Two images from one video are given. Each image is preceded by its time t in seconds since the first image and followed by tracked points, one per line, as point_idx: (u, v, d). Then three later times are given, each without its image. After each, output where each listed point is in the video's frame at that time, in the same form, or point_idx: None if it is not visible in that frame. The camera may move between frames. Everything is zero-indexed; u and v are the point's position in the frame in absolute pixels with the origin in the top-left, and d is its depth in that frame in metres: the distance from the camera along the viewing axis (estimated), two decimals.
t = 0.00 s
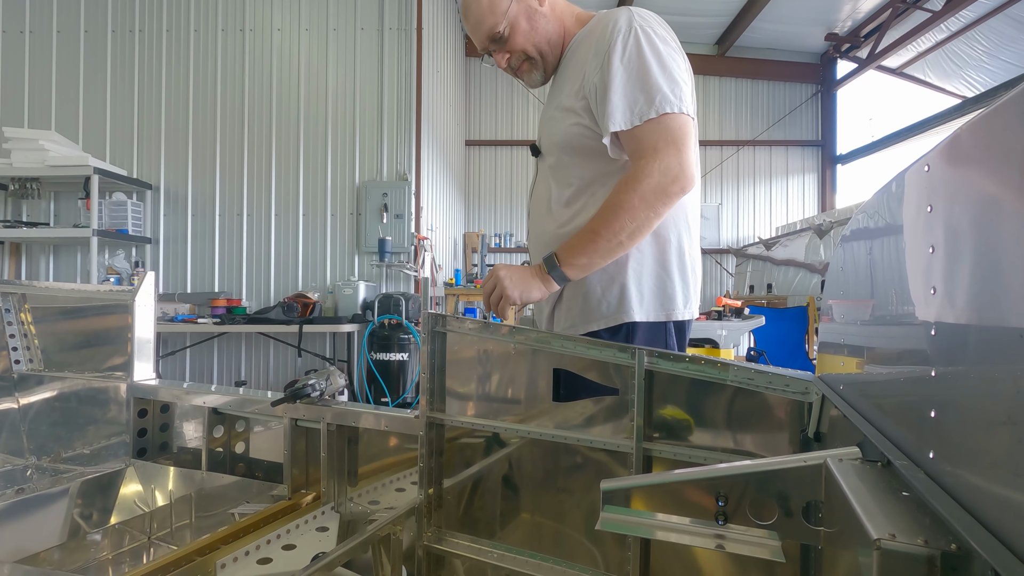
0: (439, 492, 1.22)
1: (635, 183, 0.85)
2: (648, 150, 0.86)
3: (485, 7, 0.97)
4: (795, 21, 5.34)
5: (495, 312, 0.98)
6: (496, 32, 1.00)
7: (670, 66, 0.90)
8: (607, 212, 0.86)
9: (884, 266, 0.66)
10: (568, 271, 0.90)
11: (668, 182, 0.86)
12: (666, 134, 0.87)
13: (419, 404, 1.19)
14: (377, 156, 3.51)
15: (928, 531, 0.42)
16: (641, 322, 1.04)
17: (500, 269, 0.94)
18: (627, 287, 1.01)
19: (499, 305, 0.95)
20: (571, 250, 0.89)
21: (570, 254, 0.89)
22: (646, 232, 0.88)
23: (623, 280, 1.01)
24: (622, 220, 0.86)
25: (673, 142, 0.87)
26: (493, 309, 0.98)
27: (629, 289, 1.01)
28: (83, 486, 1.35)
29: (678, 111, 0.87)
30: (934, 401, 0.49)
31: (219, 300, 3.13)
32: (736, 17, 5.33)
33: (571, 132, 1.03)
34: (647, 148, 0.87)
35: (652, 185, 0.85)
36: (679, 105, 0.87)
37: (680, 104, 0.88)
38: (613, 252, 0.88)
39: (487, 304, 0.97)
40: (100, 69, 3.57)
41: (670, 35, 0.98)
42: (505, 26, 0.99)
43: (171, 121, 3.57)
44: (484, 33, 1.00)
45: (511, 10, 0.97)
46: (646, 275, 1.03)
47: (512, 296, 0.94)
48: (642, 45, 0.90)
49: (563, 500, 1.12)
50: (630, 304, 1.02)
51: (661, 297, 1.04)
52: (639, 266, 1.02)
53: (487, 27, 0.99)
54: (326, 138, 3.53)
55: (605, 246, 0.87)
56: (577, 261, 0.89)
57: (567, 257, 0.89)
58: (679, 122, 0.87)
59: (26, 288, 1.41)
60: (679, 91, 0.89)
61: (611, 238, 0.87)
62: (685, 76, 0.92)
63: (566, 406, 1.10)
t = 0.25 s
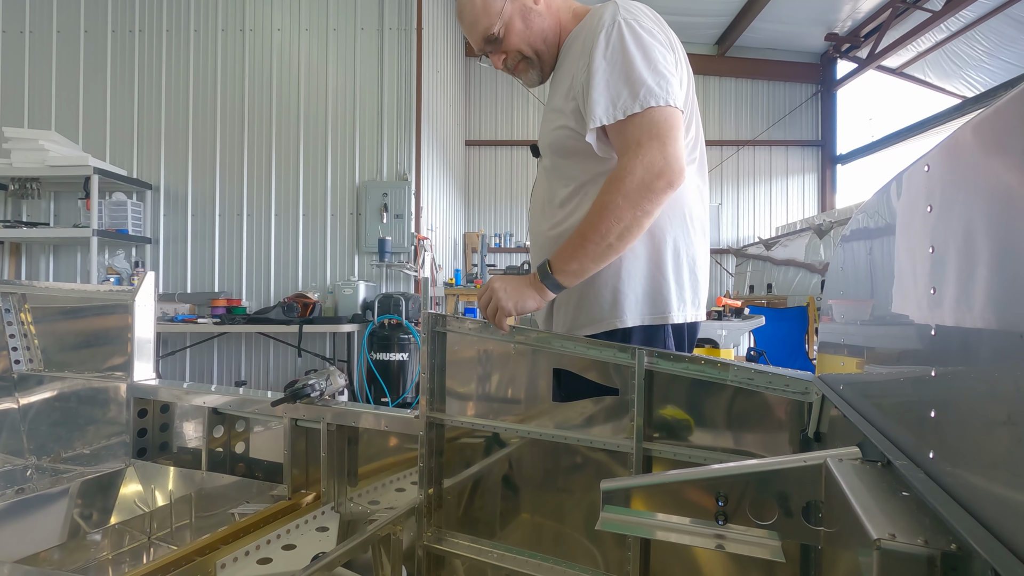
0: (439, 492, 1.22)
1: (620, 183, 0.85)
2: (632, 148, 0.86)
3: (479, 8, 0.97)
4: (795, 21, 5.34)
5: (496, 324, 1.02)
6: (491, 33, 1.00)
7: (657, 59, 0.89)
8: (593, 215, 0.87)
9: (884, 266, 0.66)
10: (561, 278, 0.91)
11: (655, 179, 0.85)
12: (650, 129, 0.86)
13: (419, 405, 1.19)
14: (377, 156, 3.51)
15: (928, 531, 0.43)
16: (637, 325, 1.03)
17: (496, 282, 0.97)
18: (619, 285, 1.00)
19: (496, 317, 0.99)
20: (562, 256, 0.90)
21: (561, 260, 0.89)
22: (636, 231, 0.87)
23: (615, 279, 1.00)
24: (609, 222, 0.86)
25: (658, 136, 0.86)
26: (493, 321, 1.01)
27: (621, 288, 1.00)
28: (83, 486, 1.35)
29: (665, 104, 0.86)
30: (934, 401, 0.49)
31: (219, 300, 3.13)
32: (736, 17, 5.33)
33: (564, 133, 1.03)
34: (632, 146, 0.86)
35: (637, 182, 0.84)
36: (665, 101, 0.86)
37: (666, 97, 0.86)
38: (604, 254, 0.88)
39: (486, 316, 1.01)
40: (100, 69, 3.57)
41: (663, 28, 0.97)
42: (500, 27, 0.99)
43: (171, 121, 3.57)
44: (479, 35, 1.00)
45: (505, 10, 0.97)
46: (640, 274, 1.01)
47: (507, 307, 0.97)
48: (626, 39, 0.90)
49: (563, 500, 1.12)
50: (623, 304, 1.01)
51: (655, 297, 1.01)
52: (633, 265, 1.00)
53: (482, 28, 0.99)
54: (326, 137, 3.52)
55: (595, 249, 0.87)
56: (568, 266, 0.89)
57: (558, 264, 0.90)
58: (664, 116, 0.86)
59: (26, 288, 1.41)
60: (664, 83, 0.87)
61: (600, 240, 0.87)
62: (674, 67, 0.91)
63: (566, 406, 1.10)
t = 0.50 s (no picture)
0: (439, 492, 1.22)
1: (619, 186, 0.85)
2: (630, 150, 0.86)
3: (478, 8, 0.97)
4: (795, 21, 5.34)
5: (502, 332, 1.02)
6: (491, 33, 1.00)
7: (654, 60, 0.89)
8: (593, 219, 0.87)
9: (884, 266, 0.66)
10: (562, 284, 0.91)
11: (654, 181, 0.85)
12: (648, 132, 0.86)
13: (419, 405, 1.19)
14: (377, 156, 3.51)
15: (928, 531, 0.43)
16: (635, 326, 1.03)
17: (499, 290, 0.98)
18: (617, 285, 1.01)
19: (502, 326, 0.99)
20: (562, 261, 0.90)
21: (562, 266, 0.90)
22: (636, 234, 0.87)
23: (612, 279, 1.00)
24: (609, 226, 0.86)
25: (657, 138, 0.86)
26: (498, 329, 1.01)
27: (619, 287, 1.00)
28: (83, 486, 1.35)
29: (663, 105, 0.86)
30: (935, 400, 0.49)
31: (219, 300, 3.12)
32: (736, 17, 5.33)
33: (562, 133, 1.03)
34: (630, 150, 0.86)
35: (636, 186, 0.84)
36: (663, 102, 0.86)
37: (663, 99, 0.86)
38: (604, 258, 0.88)
39: (492, 324, 1.01)
40: (99, 69, 3.57)
41: (661, 27, 0.96)
42: (500, 28, 0.99)
43: (171, 121, 3.57)
44: (479, 35, 1.00)
45: (505, 11, 0.97)
46: (638, 272, 1.01)
47: (512, 314, 0.97)
48: (624, 38, 0.89)
49: (563, 500, 1.12)
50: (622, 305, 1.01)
51: (653, 297, 1.02)
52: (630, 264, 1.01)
53: (483, 29, 0.99)
54: (326, 137, 3.52)
55: (596, 253, 0.87)
56: (568, 271, 0.89)
57: (559, 269, 0.90)
58: (662, 118, 0.86)
59: (26, 288, 1.41)
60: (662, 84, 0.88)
61: (601, 244, 0.87)
62: (673, 67, 0.90)
63: (566, 406, 1.10)
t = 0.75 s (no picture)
0: (439, 492, 1.22)
1: (626, 184, 0.85)
2: (637, 148, 0.86)
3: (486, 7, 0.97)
4: (795, 21, 5.34)
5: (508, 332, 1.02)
6: (496, 32, 1.00)
7: (662, 60, 0.89)
8: (600, 216, 0.87)
9: (884, 266, 0.66)
10: (568, 282, 0.91)
11: (660, 179, 0.85)
12: (655, 130, 0.86)
13: (419, 405, 1.19)
14: (377, 156, 3.51)
15: (928, 531, 0.43)
16: (638, 324, 1.03)
17: (503, 292, 0.98)
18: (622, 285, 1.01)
19: (508, 327, 0.99)
20: (569, 259, 0.90)
21: (569, 265, 0.89)
22: (641, 232, 0.87)
23: (617, 278, 1.00)
24: (616, 223, 0.86)
25: (663, 137, 0.86)
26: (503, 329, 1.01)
27: (624, 287, 1.00)
28: (82, 486, 1.35)
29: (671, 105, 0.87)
30: (934, 400, 0.49)
31: (219, 300, 3.12)
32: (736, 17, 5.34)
33: (567, 131, 1.03)
34: (637, 148, 0.86)
35: (643, 183, 0.85)
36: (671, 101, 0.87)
37: (671, 98, 0.87)
38: (611, 256, 0.88)
39: (497, 326, 1.01)
40: (99, 69, 3.57)
41: (668, 29, 0.97)
42: (505, 27, 0.99)
43: (171, 121, 3.57)
44: (484, 34, 1.00)
45: (511, 11, 0.97)
46: (642, 272, 1.01)
47: (517, 315, 0.97)
48: (634, 39, 0.90)
49: (563, 500, 1.12)
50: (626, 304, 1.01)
51: (657, 296, 1.02)
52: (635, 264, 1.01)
53: (489, 27, 0.99)
54: (326, 137, 3.53)
55: (603, 251, 0.87)
56: (575, 269, 0.89)
57: (565, 266, 0.90)
58: (668, 117, 0.86)
59: (26, 288, 1.41)
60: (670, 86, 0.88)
61: (608, 242, 0.87)
62: (680, 69, 0.91)
63: (566, 406, 1.10)
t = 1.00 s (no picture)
0: (439, 492, 1.22)
1: (641, 176, 0.85)
2: (650, 142, 0.86)
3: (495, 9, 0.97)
4: (795, 21, 5.34)
5: (521, 333, 0.97)
6: (504, 35, 0.99)
7: (669, 60, 0.90)
8: (616, 208, 0.86)
9: (884, 266, 0.66)
10: (586, 275, 0.88)
11: (675, 172, 0.86)
12: (666, 125, 0.87)
13: (419, 405, 1.19)
14: (377, 156, 3.51)
15: (928, 531, 0.43)
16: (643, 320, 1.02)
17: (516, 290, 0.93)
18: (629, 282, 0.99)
19: (524, 327, 0.94)
20: (585, 252, 0.88)
21: (585, 257, 0.87)
22: (655, 224, 0.87)
23: (623, 275, 0.99)
24: (633, 214, 0.85)
25: (673, 131, 0.87)
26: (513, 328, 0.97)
27: (631, 283, 1.00)
28: (82, 486, 1.35)
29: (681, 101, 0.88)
30: (934, 400, 0.49)
31: (219, 300, 3.12)
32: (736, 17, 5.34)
33: (573, 128, 1.03)
34: (648, 142, 0.87)
35: (657, 174, 0.85)
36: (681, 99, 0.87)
37: (679, 95, 0.88)
38: (628, 247, 0.87)
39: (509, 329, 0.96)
40: (100, 69, 3.57)
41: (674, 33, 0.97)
42: (512, 31, 0.99)
43: (171, 121, 3.57)
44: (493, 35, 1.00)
45: (519, 15, 0.97)
46: (649, 270, 1.01)
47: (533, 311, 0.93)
48: (645, 38, 0.90)
49: (563, 499, 1.12)
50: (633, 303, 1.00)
51: (661, 291, 1.01)
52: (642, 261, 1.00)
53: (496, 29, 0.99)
54: (326, 136, 3.52)
55: (620, 243, 0.86)
56: (591, 261, 0.88)
57: (580, 259, 0.88)
58: (678, 112, 0.87)
59: (26, 288, 1.41)
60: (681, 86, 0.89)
61: (624, 234, 0.86)
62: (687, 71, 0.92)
63: (566, 406, 1.10)
